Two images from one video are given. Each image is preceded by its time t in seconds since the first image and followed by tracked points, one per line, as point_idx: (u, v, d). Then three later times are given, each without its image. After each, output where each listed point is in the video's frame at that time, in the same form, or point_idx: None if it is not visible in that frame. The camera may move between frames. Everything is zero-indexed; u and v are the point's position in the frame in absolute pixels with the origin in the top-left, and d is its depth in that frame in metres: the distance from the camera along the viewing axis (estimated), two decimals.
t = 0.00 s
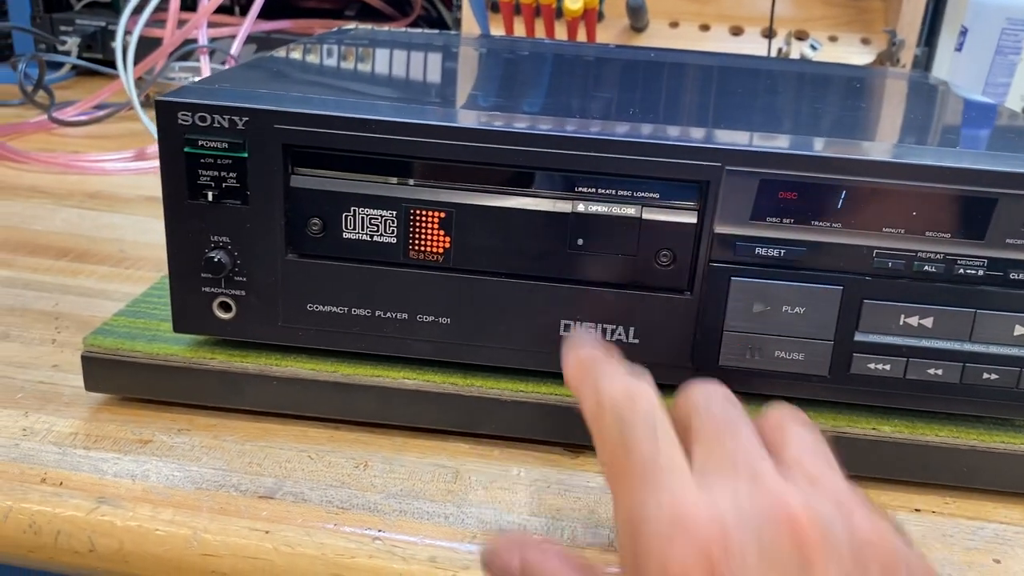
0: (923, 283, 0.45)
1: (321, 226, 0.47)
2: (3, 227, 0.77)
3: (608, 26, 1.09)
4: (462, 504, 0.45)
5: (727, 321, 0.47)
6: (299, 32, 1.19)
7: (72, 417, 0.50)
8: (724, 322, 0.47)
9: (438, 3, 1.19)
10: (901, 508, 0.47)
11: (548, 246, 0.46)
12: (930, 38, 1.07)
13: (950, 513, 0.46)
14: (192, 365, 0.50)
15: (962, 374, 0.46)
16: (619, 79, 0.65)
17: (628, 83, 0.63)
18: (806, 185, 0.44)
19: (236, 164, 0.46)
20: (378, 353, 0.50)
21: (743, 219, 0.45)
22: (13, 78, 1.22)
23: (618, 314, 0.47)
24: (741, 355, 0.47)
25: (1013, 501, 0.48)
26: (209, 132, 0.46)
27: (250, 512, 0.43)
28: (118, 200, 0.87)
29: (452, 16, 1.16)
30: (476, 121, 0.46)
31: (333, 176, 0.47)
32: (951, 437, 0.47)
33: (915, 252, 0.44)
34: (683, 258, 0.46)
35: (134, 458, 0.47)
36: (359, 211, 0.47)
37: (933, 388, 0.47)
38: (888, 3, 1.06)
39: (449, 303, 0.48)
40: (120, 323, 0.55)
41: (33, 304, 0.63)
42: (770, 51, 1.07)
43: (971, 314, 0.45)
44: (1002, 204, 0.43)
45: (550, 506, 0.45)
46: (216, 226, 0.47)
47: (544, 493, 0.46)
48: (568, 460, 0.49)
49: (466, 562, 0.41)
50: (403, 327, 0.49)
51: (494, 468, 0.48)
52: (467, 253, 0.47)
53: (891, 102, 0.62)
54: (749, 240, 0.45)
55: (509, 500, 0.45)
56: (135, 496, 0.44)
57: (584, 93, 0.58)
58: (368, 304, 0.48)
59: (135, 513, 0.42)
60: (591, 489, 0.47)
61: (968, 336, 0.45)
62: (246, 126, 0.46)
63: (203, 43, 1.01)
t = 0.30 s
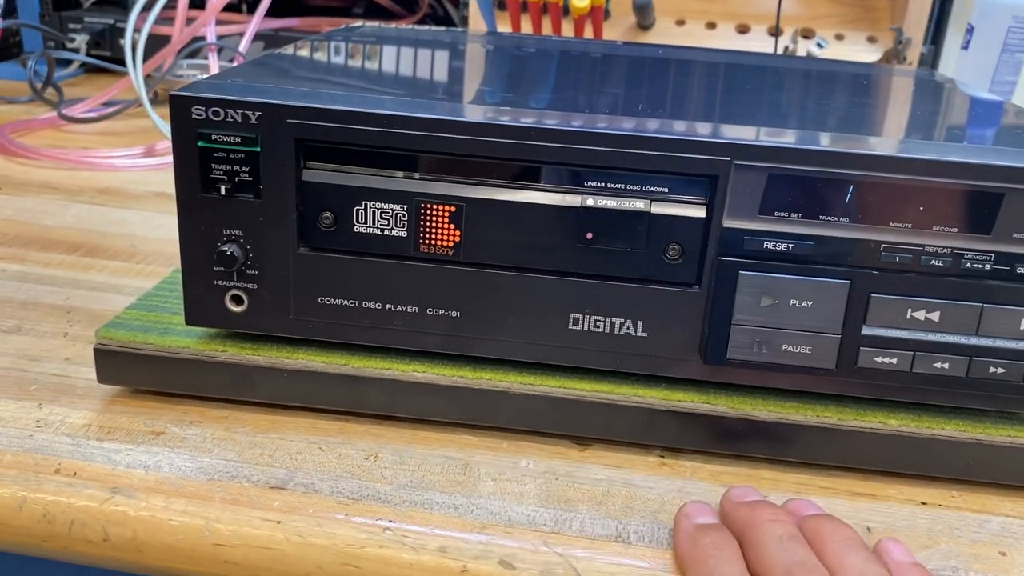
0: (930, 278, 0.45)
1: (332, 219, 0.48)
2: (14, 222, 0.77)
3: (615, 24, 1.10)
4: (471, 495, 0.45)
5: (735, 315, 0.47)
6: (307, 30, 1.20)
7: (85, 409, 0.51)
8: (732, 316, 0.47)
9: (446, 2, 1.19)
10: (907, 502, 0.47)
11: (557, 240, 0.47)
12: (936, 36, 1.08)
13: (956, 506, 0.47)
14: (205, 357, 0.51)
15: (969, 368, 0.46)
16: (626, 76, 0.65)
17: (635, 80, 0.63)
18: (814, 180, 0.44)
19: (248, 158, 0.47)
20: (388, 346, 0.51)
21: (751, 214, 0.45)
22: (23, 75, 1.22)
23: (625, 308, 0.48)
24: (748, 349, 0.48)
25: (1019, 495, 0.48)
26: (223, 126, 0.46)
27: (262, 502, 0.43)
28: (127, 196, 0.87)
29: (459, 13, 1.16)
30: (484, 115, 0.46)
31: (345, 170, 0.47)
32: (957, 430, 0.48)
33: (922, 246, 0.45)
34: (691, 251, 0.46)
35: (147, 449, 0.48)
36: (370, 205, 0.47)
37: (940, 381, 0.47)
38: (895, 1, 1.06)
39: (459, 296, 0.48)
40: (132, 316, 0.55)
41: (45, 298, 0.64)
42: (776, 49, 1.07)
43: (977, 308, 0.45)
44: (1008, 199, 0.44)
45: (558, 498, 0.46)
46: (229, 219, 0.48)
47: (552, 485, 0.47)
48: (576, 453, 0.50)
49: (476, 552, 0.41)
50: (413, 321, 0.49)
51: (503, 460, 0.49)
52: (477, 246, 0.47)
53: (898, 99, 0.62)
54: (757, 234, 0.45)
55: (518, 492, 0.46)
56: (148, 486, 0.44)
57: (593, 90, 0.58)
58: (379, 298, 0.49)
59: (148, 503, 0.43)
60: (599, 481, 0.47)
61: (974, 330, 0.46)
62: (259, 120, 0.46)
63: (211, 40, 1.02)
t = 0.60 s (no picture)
0: (927, 275, 0.45)
1: (331, 216, 0.48)
2: (17, 219, 0.78)
3: (616, 24, 1.10)
4: (468, 490, 0.45)
5: (731, 311, 0.47)
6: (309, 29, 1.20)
7: (85, 405, 0.51)
8: (728, 313, 0.47)
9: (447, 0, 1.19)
10: (903, 498, 0.47)
11: (555, 236, 0.47)
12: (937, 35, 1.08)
13: (952, 503, 0.47)
14: (204, 353, 0.51)
15: (964, 364, 0.47)
16: (627, 74, 0.65)
17: (635, 78, 0.63)
18: (810, 177, 0.45)
19: (247, 155, 0.47)
20: (386, 342, 0.51)
21: (747, 210, 0.45)
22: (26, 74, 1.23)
23: (623, 305, 0.48)
24: (745, 345, 0.48)
25: (1015, 492, 0.48)
26: (222, 123, 0.47)
27: (260, 497, 0.44)
28: (129, 194, 0.87)
29: (460, 12, 1.16)
30: (484, 112, 0.46)
31: (343, 167, 0.47)
32: (953, 427, 0.48)
33: (918, 243, 0.45)
34: (688, 248, 0.47)
35: (146, 444, 0.48)
36: (368, 201, 0.48)
37: (936, 378, 0.47)
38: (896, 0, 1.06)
39: (456, 293, 0.49)
40: (132, 312, 0.55)
41: (47, 294, 0.64)
42: (777, 48, 1.07)
43: (973, 305, 0.46)
44: (1004, 196, 0.44)
45: (555, 493, 0.46)
46: (228, 216, 0.48)
47: (549, 480, 0.47)
48: (573, 449, 0.50)
49: (472, 547, 0.41)
50: (411, 317, 0.49)
51: (500, 456, 0.49)
52: (474, 243, 0.48)
53: (897, 97, 0.62)
54: (753, 231, 0.46)
55: (515, 487, 0.46)
56: (147, 481, 0.44)
57: (592, 88, 0.58)
58: (377, 294, 0.49)
59: (147, 497, 0.43)
60: (596, 477, 0.48)
61: (970, 327, 0.46)
62: (257, 117, 0.46)
63: (212, 38, 1.02)
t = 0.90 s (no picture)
0: (928, 274, 0.45)
1: (331, 214, 0.48)
2: (17, 218, 0.77)
3: (618, 23, 1.10)
4: (468, 489, 0.45)
5: (732, 310, 0.47)
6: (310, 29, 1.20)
7: (85, 403, 0.51)
8: (729, 311, 0.47)
9: None
10: (905, 498, 0.47)
11: (555, 235, 0.47)
12: (939, 34, 1.08)
13: (954, 502, 0.47)
14: (204, 352, 0.51)
15: (966, 364, 0.46)
16: (628, 73, 0.65)
17: (636, 76, 0.63)
18: (812, 175, 0.44)
19: (247, 153, 0.47)
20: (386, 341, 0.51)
21: (748, 209, 0.45)
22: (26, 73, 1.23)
23: (623, 303, 0.48)
24: (745, 344, 0.48)
25: (1017, 491, 0.48)
26: (221, 121, 0.46)
27: (259, 496, 0.44)
28: (129, 192, 0.87)
29: (461, 11, 1.17)
30: (486, 111, 0.46)
31: (343, 165, 0.47)
32: (954, 426, 0.48)
33: (919, 242, 0.45)
34: (689, 247, 0.47)
35: (146, 443, 0.48)
36: (368, 199, 0.48)
37: (937, 377, 0.47)
38: None
39: (457, 291, 0.49)
40: (132, 311, 0.55)
41: (47, 293, 0.64)
42: (779, 47, 1.07)
43: (974, 304, 0.45)
44: (1006, 195, 0.44)
45: (555, 492, 0.46)
46: (228, 214, 0.48)
47: (549, 479, 0.47)
48: (573, 448, 0.50)
49: (472, 546, 0.41)
50: (411, 316, 0.49)
51: (500, 455, 0.49)
52: (474, 241, 0.48)
53: (898, 96, 0.62)
54: (754, 229, 0.45)
55: (515, 486, 0.46)
56: (147, 479, 0.44)
57: (593, 87, 0.58)
58: (377, 292, 0.49)
59: (146, 496, 0.43)
60: (596, 476, 0.47)
61: (972, 326, 0.46)
62: (257, 115, 0.46)
63: (213, 37, 1.02)
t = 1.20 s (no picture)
0: (928, 275, 0.45)
1: (331, 215, 0.48)
2: (18, 218, 0.78)
3: (619, 23, 1.10)
4: (468, 490, 0.45)
5: (732, 311, 0.47)
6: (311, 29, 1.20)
7: (85, 404, 0.51)
8: (728, 312, 0.47)
9: None
10: (904, 499, 0.47)
11: (555, 236, 0.47)
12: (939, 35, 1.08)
13: (954, 503, 0.47)
14: (204, 352, 0.51)
15: (966, 365, 0.46)
16: (628, 73, 0.65)
17: (637, 77, 0.63)
18: (812, 176, 0.44)
19: (247, 154, 0.47)
20: (387, 342, 0.51)
21: (748, 210, 0.45)
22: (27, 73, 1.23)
23: (624, 304, 0.48)
24: (745, 345, 0.48)
25: (1017, 492, 0.48)
26: (222, 122, 0.46)
27: (259, 497, 0.44)
28: (130, 193, 0.87)
29: (461, 11, 1.17)
30: (486, 112, 0.46)
31: (343, 167, 0.47)
32: (954, 428, 0.48)
33: (919, 243, 0.45)
34: (689, 248, 0.47)
35: (146, 443, 0.48)
36: (368, 200, 0.48)
37: (937, 378, 0.47)
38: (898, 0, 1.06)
39: (457, 292, 0.49)
40: (132, 311, 0.55)
41: (47, 293, 0.64)
42: (779, 47, 1.07)
43: (974, 305, 0.45)
44: (1005, 196, 0.44)
45: (555, 493, 0.46)
46: (228, 215, 0.48)
47: (549, 480, 0.47)
48: (573, 448, 0.50)
49: (472, 547, 0.41)
50: (411, 316, 0.49)
51: (500, 456, 0.49)
52: (474, 242, 0.48)
53: (899, 97, 0.62)
54: (754, 230, 0.45)
55: (515, 487, 0.46)
56: (147, 480, 0.44)
57: (593, 87, 0.58)
58: (377, 293, 0.49)
59: (146, 497, 0.43)
60: (596, 477, 0.47)
61: (972, 328, 0.46)
62: (258, 116, 0.46)
63: (213, 37, 1.02)
